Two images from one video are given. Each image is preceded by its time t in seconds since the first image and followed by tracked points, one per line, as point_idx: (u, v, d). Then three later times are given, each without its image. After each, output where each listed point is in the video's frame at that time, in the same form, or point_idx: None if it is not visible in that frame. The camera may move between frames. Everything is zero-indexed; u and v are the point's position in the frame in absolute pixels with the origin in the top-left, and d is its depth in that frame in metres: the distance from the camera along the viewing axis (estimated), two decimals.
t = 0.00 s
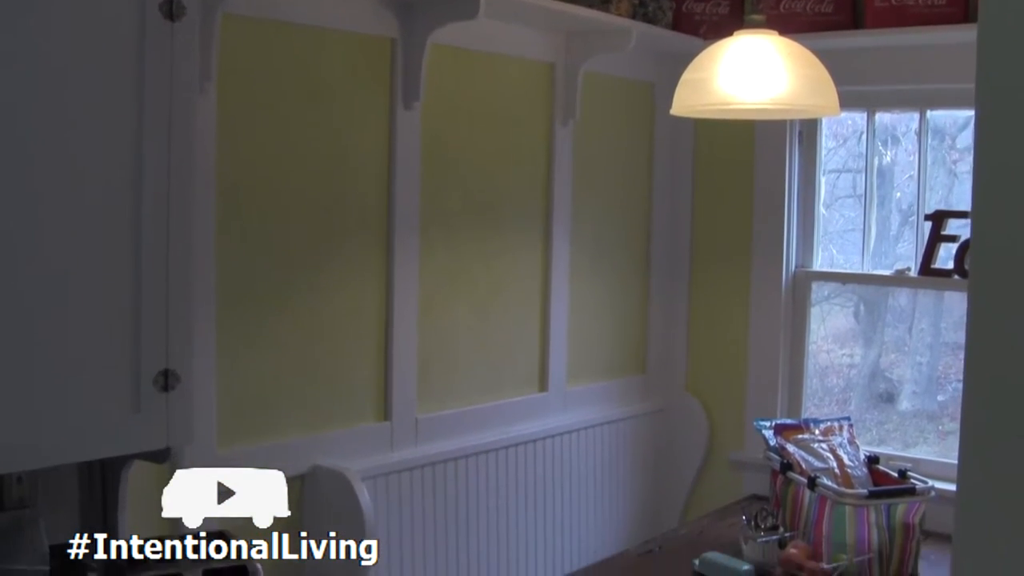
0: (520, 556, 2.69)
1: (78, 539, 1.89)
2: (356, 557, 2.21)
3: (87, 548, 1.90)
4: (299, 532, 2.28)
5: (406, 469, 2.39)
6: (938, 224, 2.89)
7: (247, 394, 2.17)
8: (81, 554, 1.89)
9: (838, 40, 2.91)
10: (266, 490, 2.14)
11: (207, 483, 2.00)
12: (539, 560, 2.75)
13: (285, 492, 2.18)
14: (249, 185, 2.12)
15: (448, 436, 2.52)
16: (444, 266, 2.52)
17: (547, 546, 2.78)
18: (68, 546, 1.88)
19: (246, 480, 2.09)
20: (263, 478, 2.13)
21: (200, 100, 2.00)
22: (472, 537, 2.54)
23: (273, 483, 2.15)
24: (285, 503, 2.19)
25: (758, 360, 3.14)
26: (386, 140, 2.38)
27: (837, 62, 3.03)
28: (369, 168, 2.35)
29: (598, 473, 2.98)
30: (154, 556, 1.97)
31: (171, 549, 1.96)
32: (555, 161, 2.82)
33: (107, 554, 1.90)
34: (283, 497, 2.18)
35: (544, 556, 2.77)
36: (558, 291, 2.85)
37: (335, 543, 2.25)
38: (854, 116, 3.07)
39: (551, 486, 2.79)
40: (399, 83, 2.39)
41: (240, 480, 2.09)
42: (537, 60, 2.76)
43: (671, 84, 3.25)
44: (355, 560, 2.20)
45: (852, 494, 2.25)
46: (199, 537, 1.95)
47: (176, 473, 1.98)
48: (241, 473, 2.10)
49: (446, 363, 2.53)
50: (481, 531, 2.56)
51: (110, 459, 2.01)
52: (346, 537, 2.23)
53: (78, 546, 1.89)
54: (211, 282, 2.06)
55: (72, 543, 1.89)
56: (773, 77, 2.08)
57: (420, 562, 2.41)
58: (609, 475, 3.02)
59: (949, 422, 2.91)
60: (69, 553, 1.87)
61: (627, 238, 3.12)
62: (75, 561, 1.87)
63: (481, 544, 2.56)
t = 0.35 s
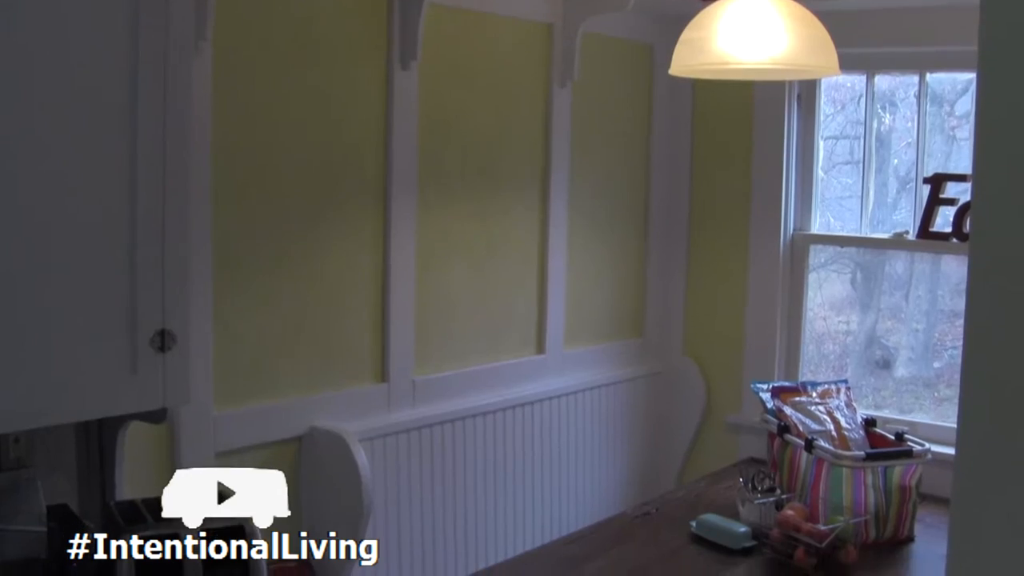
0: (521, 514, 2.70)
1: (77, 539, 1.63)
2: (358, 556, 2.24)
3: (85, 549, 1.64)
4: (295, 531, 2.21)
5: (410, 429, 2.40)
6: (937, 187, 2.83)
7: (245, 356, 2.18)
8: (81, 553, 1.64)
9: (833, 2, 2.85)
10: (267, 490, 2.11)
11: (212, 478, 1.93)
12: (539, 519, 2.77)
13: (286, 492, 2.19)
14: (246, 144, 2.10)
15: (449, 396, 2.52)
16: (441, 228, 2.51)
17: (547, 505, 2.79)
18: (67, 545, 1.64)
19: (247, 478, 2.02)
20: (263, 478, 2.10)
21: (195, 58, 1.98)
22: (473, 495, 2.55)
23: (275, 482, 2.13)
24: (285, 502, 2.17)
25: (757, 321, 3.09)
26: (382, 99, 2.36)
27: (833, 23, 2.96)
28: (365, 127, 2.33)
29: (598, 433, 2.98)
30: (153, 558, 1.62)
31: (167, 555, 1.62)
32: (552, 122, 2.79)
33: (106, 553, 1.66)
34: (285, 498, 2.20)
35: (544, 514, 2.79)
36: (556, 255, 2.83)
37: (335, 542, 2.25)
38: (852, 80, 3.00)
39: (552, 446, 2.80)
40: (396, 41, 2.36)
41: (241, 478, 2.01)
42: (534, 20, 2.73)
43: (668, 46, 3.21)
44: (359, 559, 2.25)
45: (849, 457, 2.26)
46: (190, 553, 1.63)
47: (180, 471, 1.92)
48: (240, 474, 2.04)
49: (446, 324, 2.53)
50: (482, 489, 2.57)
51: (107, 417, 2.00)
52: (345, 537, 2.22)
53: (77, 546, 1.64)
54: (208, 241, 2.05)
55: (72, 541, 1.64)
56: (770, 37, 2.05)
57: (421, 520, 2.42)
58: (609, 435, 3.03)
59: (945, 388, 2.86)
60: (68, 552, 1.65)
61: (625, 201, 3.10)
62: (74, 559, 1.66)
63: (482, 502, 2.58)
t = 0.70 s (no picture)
0: (519, 469, 2.71)
1: (78, 539, 1.77)
2: (358, 556, 2.28)
3: (87, 547, 1.78)
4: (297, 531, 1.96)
5: (408, 385, 2.39)
6: (936, 143, 2.80)
7: (242, 312, 2.17)
8: (81, 553, 1.78)
9: None
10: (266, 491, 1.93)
11: (210, 480, 1.84)
12: (538, 474, 2.77)
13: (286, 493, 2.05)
14: (241, 96, 2.09)
15: (445, 353, 2.51)
16: (438, 181, 2.49)
17: (546, 460, 2.80)
18: (68, 544, 1.76)
19: (247, 478, 1.89)
20: (264, 478, 1.94)
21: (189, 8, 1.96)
22: (471, 451, 2.55)
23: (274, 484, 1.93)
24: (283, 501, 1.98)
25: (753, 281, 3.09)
26: (377, 53, 2.34)
27: None
28: (360, 81, 2.31)
29: (596, 390, 2.98)
30: (154, 558, 1.77)
31: (166, 555, 1.78)
32: (550, 79, 2.77)
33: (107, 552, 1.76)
34: (285, 498, 2.07)
35: (543, 469, 2.79)
36: (553, 214, 2.81)
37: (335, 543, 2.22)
38: (852, 35, 2.97)
39: (550, 402, 2.79)
40: None
41: (241, 479, 1.88)
42: None
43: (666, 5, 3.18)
44: (357, 561, 2.30)
45: (846, 413, 2.28)
46: (189, 552, 1.78)
47: (177, 474, 1.80)
48: (240, 473, 1.90)
49: (441, 281, 2.52)
50: (480, 446, 2.57)
51: (104, 371, 2.00)
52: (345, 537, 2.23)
53: (78, 546, 1.77)
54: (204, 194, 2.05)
55: (72, 541, 1.77)
56: None
57: (419, 476, 2.43)
58: (607, 392, 3.03)
59: (942, 350, 2.86)
60: (70, 551, 1.77)
61: (621, 161, 3.08)
62: (75, 560, 1.77)
63: (480, 458, 2.58)
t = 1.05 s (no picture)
0: (518, 421, 2.71)
1: (78, 539, 1.74)
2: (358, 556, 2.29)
3: (86, 549, 1.73)
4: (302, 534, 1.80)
5: (405, 337, 2.38)
6: (936, 97, 2.79)
7: (239, 260, 2.16)
8: (81, 554, 1.72)
9: None
10: (268, 489, 1.88)
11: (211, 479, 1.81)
12: (536, 426, 2.78)
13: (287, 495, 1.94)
14: (234, 43, 2.07)
15: (442, 305, 2.50)
16: (434, 131, 2.47)
17: (544, 412, 2.80)
18: (67, 544, 1.73)
19: (248, 477, 1.84)
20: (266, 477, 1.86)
21: None
22: (469, 402, 2.55)
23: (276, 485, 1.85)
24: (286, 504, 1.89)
25: (751, 236, 3.07)
26: None
27: None
28: (354, 29, 2.28)
29: (594, 343, 2.97)
30: (154, 557, 1.74)
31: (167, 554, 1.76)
32: (547, 30, 2.73)
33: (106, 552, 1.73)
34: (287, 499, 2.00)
35: (541, 421, 2.79)
36: (550, 169, 2.79)
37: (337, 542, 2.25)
38: None
39: (548, 354, 2.79)
40: None
41: (241, 478, 1.84)
42: None
43: None
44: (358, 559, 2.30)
45: (843, 365, 2.28)
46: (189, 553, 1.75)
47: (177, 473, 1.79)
48: (242, 470, 1.86)
49: (437, 232, 2.50)
50: (478, 397, 2.57)
51: (98, 324, 2.02)
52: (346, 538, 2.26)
53: (77, 546, 1.73)
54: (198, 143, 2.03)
55: (72, 542, 1.73)
56: None
57: (417, 427, 2.42)
58: (606, 345, 3.02)
59: (938, 308, 2.86)
60: (68, 552, 1.72)
61: (620, 115, 3.04)
62: (75, 559, 1.72)
63: (478, 410, 2.58)
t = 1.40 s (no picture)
0: (513, 374, 2.71)
1: (78, 539, 1.61)
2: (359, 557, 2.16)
3: (87, 548, 1.61)
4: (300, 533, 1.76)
5: (399, 290, 2.37)
6: (932, 50, 2.76)
7: (231, 210, 2.14)
8: (81, 553, 1.60)
9: None
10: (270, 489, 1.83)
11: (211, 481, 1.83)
12: (531, 378, 2.78)
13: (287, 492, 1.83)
14: None
15: (436, 260, 2.49)
16: (427, 85, 2.45)
17: (539, 365, 2.80)
18: (67, 544, 1.61)
19: (248, 477, 1.84)
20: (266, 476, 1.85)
21: None
22: (464, 355, 2.55)
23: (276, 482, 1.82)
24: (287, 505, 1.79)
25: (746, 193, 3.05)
26: None
27: None
28: None
29: (589, 298, 2.97)
30: (152, 558, 1.63)
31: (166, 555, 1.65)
32: None
33: (107, 553, 1.61)
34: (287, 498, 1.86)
35: (536, 373, 2.80)
36: (544, 124, 2.77)
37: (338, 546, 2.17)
38: None
39: (543, 307, 2.79)
40: None
41: (241, 479, 1.84)
42: None
43: None
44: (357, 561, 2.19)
45: (837, 318, 2.28)
46: (190, 552, 1.65)
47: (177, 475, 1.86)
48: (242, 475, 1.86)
49: (430, 185, 2.49)
50: (473, 349, 2.57)
51: (89, 276, 2.02)
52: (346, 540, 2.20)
53: (78, 546, 1.61)
54: (189, 92, 2.01)
55: (72, 541, 1.61)
56: None
57: (412, 379, 2.42)
58: (601, 300, 3.01)
59: (933, 266, 2.86)
60: (68, 552, 1.60)
61: (614, 69, 3.01)
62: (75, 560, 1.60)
63: (472, 363, 2.57)
